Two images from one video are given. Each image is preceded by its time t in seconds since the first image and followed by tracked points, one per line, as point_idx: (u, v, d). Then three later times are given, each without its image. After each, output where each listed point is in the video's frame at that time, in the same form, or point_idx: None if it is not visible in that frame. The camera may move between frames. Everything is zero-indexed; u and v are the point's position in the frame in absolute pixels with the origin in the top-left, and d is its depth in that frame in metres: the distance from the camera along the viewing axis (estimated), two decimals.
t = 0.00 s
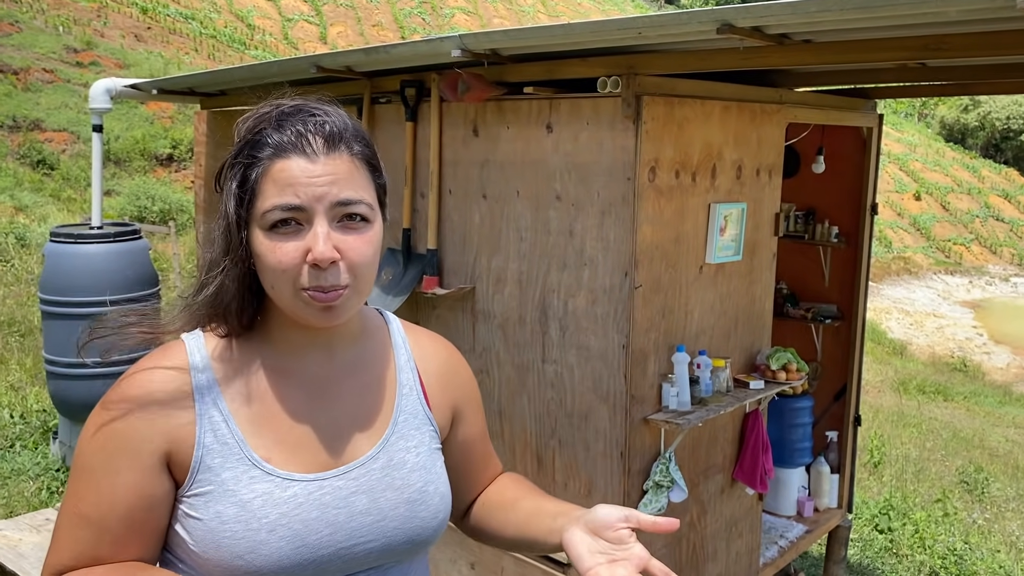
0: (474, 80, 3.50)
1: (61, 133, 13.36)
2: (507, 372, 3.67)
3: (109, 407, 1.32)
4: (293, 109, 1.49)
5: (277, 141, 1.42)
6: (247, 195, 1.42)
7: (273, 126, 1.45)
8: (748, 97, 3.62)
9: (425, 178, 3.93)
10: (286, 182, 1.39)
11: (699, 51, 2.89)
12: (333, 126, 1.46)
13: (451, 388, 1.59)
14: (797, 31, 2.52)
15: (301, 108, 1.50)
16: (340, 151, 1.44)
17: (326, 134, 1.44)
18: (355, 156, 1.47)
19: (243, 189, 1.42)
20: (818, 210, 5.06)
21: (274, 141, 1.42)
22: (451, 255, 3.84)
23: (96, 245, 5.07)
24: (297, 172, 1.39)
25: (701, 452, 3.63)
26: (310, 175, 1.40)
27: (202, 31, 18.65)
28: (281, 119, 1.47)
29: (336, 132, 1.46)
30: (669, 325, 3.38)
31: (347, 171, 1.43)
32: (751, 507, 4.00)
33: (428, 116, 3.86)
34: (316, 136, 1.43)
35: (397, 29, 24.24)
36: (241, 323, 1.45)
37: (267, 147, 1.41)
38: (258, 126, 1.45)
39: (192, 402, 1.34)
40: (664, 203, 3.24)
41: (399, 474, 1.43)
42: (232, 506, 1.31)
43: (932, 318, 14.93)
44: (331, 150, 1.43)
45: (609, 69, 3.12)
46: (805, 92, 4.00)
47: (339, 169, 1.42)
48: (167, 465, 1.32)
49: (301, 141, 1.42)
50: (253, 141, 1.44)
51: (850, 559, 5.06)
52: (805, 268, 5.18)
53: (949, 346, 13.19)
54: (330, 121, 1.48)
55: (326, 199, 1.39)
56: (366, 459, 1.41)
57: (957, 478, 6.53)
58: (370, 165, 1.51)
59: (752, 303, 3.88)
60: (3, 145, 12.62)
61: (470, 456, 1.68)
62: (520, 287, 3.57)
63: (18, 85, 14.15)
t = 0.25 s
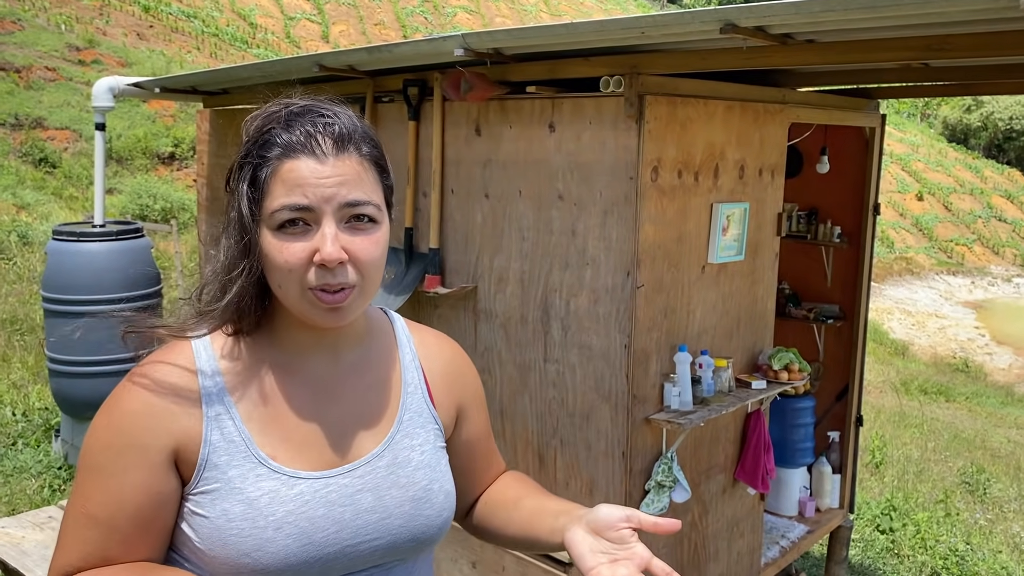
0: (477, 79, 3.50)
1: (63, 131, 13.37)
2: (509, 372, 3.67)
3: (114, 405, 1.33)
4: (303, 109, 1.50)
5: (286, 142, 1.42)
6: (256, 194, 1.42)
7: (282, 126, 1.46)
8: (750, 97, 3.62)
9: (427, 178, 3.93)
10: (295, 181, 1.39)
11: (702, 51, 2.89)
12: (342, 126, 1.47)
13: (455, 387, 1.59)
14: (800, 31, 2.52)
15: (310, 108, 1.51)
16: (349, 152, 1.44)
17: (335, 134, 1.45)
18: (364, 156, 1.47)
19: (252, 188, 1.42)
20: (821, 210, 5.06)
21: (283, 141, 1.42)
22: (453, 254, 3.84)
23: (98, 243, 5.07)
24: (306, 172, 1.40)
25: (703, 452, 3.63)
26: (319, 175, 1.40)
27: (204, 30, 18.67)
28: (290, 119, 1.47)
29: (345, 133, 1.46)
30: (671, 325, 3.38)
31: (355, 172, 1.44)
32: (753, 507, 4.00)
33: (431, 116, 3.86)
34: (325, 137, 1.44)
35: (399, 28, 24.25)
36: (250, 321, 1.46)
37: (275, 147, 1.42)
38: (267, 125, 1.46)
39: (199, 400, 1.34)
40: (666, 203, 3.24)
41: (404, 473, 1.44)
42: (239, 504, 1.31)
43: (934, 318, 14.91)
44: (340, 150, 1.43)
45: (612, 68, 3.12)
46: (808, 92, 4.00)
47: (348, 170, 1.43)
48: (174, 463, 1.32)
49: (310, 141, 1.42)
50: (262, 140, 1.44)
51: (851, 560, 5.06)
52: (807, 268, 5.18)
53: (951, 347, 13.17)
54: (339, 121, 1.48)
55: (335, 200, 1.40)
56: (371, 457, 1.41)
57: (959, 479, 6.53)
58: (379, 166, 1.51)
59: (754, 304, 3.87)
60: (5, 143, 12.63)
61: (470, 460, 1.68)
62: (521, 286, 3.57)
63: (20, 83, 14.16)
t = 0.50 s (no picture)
0: (480, 79, 3.51)
1: (66, 129, 13.39)
2: (512, 370, 3.67)
3: (126, 401, 1.34)
4: (313, 107, 1.51)
5: (298, 139, 1.43)
6: (266, 191, 1.43)
7: (293, 123, 1.47)
8: (753, 97, 3.62)
9: (431, 177, 3.94)
10: (306, 179, 1.40)
11: (705, 51, 2.90)
12: (353, 125, 1.48)
13: (463, 382, 1.61)
14: (804, 31, 2.52)
15: (322, 106, 1.52)
16: (360, 150, 1.46)
17: (347, 132, 1.46)
18: (375, 154, 1.48)
19: (263, 184, 1.43)
20: (823, 209, 5.07)
21: (295, 138, 1.43)
22: (457, 253, 3.85)
23: (102, 242, 5.08)
24: (319, 170, 1.41)
25: (705, 450, 3.64)
26: (330, 173, 1.41)
27: (206, 29, 18.69)
28: (301, 116, 1.48)
29: (357, 131, 1.47)
30: (674, 324, 3.39)
31: (366, 169, 1.45)
32: (755, 505, 4.00)
33: (434, 115, 3.87)
34: (336, 134, 1.45)
35: (401, 27, 24.29)
36: (257, 317, 1.46)
37: (287, 145, 1.43)
38: (279, 122, 1.46)
39: (211, 394, 1.35)
40: (669, 202, 3.24)
41: (414, 466, 1.45)
42: (252, 497, 1.32)
43: (936, 318, 14.91)
44: (351, 148, 1.45)
45: (615, 68, 3.13)
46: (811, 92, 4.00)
47: (359, 167, 1.44)
48: (187, 458, 1.33)
49: (322, 138, 1.44)
50: (274, 138, 1.45)
51: (852, 559, 5.07)
52: (809, 267, 5.19)
53: (953, 347, 13.18)
54: (351, 119, 1.50)
55: (346, 197, 1.41)
56: (382, 449, 1.42)
57: (960, 479, 6.54)
58: (388, 164, 1.53)
59: (756, 303, 3.88)
60: (8, 141, 12.64)
61: (475, 457, 1.69)
62: (525, 284, 3.58)
63: (23, 82, 14.17)
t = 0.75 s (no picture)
0: (482, 79, 3.52)
1: (67, 128, 13.39)
2: (514, 370, 3.68)
3: (131, 402, 1.35)
4: (320, 105, 1.54)
5: (309, 135, 1.47)
6: (277, 186, 1.45)
7: (303, 120, 1.50)
8: (755, 98, 3.63)
9: (433, 177, 3.94)
10: (318, 174, 1.44)
11: (708, 52, 2.90)
12: (362, 123, 1.52)
13: (464, 381, 1.64)
14: (806, 32, 2.52)
15: (330, 105, 1.55)
16: (369, 147, 1.50)
17: (357, 130, 1.50)
18: (382, 151, 1.53)
19: (273, 180, 1.46)
20: (825, 210, 5.08)
21: (306, 135, 1.47)
22: (458, 253, 3.85)
23: (105, 241, 5.09)
24: (330, 164, 1.45)
25: (707, 450, 3.64)
26: (342, 168, 1.45)
27: (208, 27, 18.70)
28: (310, 114, 1.52)
29: (366, 129, 1.52)
30: (676, 324, 3.39)
31: (376, 165, 1.49)
32: (756, 506, 4.01)
33: (437, 115, 3.88)
34: (346, 131, 1.49)
35: (403, 26, 24.31)
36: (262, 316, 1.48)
37: (298, 141, 1.46)
38: (288, 119, 1.50)
39: (216, 394, 1.36)
40: (671, 203, 3.25)
41: (419, 465, 1.46)
42: (259, 497, 1.33)
43: (938, 319, 14.91)
44: (361, 145, 1.49)
45: (617, 68, 3.13)
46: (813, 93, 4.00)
47: (369, 162, 1.48)
48: (192, 458, 1.34)
49: (333, 135, 1.48)
50: (284, 135, 1.49)
51: (853, 559, 5.07)
52: (810, 268, 5.19)
53: (954, 347, 13.18)
54: (359, 117, 1.54)
55: (357, 191, 1.45)
56: (387, 449, 1.44)
57: (961, 480, 6.54)
58: (394, 162, 1.57)
59: (757, 304, 3.88)
60: (10, 140, 12.64)
61: (469, 459, 1.72)
62: (526, 284, 3.58)
63: (25, 81, 14.18)
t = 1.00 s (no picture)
0: (485, 78, 3.51)
1: (70, 126, 13.41)
2: (516, 370, 3.68)
3: (126, 401, 1.37)
4: (336, 100, 1.60)
5: (327, 128, 1.52)
6: (294, 173, 1.50)
7: (320, 113, 1.55)
8: (757, 97, 3.62)
9: (436, 176, 3.95)
10: (335, 165, 1.49)
11: (710, 51, 2.90)
12: (377, 120, 1.58)
13: (460, 378, 1.68)
14: (809, 32, 2.53)
15: (347, 100, 1.61)
16: (383, 144, 1.56)
17: (374, 127, 1.56)
18: (395, 150, 1.59)
19: (290, 169, 1.50)
20: (827, 209, 5.08)
21: (325, 127, 1.52)
22: (460, 252, 3.86)
23: (107, 239, 5.09)
24: (347, 157, 1.50)
25: (709, 448, 3.64)
26: (358, 161, 1.50)
27: (210, 26, 18.71)
28: (328, 108, 1.57)
29: (381, 125, 1.58)
30: (677, 324, 3.39)
31: (389, 162, 1.55)
32: (758, 505, 4.01)
33: (439, 115, 3.89)
34: (362, 126, 1.55)
35: (406, 25, 24.31)
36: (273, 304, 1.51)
37: (316, 132, 1.51)
38: (307, 110, 1.55)
39: (211, 391, 1.38)
40: (673, 202, 3.25)
41: (412, 461, 1.50)
42: (252, 495, 1.35)
43: (940, 319, 14.89)
44: (376, 140, 1.55)
45: (620, 67, 3.14)
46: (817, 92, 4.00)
47: (383, 159, 1.54)
48: (190, 456, 1.36)
49: (351, 129, 1.53)
50: (301, 127, 1.53)
51: (855, 559, 5.08)
52: (813, 267, 5.19)
53: (957, 347, 13.16)
54: (375, 114, 1.60)
55: (373, 185, 1.50)
56: (380, 446, 1.47)
57: (963, 480, 6.53)
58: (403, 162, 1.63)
59: (760, 303, 3.88)
60: (13, 138, 12.66)
61: (470, 458, 1.74)
62: (529, 283, 3.58)
63: (28, 79, 14.19)
